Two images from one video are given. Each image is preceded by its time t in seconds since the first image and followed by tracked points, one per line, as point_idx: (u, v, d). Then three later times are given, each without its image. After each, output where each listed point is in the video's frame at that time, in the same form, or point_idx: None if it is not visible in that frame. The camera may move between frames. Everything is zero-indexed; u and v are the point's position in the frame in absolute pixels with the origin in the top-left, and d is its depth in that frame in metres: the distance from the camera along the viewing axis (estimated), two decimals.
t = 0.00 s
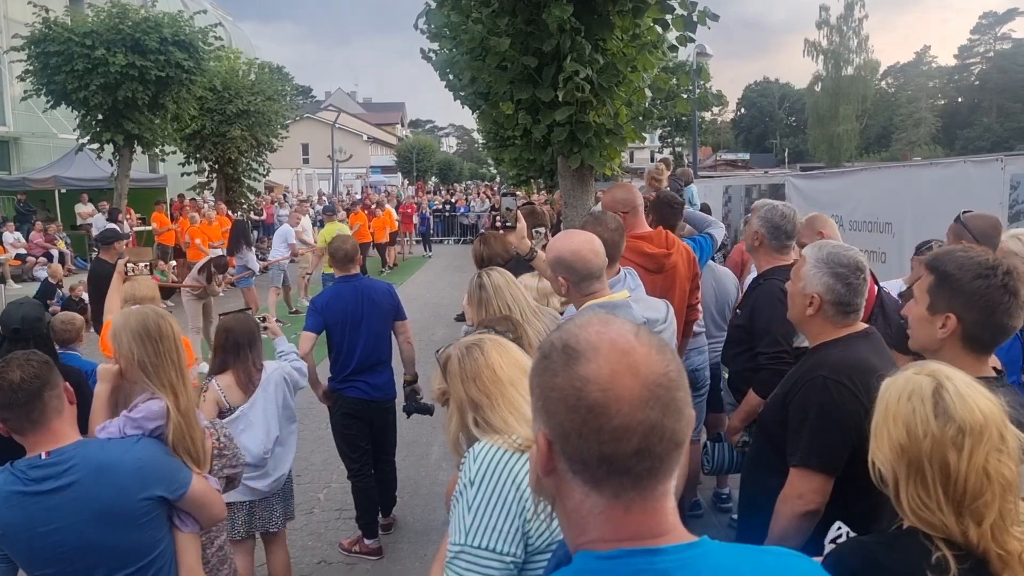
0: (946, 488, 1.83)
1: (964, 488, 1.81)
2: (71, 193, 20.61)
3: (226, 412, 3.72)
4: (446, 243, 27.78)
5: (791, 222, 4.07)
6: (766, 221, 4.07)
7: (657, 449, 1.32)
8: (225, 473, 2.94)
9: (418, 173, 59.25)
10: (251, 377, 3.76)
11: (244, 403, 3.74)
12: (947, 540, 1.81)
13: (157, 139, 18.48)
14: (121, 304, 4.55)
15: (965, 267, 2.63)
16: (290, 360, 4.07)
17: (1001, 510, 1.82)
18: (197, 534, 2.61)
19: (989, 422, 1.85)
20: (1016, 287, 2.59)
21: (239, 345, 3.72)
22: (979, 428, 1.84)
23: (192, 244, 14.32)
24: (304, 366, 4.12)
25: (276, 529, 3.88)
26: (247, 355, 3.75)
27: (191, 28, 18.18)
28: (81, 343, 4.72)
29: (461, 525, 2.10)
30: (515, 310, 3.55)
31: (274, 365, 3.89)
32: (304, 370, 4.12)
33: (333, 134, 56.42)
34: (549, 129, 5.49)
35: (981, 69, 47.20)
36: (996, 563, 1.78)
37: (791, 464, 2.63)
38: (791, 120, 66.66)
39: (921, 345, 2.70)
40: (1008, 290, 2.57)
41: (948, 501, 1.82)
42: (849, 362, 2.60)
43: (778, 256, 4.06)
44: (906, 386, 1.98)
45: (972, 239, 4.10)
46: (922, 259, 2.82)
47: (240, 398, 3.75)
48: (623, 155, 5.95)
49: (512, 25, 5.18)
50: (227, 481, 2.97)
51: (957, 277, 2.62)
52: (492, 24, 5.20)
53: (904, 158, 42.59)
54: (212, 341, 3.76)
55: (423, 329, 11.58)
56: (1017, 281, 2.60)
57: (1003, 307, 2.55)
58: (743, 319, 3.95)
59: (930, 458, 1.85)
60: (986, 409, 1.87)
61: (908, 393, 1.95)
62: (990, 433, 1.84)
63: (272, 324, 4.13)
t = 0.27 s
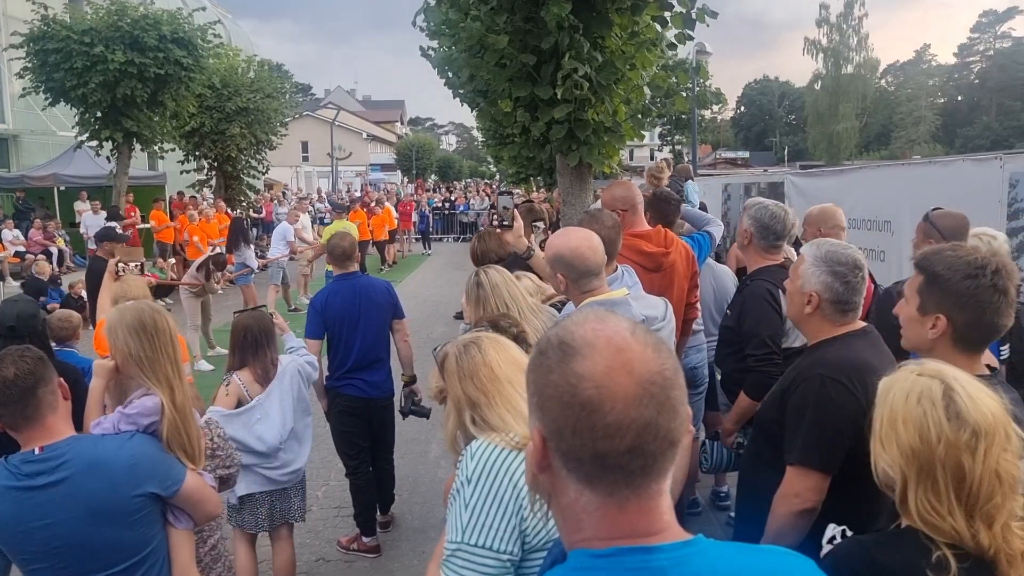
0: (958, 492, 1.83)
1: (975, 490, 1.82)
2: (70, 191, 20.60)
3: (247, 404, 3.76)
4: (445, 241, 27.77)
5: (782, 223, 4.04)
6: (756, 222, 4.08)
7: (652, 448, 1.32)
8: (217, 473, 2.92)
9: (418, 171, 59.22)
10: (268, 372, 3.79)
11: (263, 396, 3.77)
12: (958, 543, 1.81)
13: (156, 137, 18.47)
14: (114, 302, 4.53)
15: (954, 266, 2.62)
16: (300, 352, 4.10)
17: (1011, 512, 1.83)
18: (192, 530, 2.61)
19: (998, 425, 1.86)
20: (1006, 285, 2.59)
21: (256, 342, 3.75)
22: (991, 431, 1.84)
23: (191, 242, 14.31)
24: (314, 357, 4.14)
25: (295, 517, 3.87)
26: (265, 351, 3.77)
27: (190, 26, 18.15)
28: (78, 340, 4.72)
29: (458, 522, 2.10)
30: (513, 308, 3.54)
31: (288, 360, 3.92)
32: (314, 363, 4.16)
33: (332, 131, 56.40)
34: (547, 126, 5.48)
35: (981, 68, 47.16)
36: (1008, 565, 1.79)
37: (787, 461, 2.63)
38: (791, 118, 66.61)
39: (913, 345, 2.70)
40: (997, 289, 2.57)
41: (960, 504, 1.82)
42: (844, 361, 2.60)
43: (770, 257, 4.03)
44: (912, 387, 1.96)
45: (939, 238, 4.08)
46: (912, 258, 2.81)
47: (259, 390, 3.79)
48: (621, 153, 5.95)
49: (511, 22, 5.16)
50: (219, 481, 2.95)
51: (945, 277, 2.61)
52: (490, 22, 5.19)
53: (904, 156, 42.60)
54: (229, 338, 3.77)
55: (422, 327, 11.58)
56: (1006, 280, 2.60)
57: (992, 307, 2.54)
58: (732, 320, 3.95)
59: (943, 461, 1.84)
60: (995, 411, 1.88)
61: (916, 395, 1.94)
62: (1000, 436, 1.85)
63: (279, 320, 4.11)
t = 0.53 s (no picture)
0: (963, 495, 1.83)
1: (981, 493, 1.82)
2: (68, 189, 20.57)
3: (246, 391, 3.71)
4: (444, 239, 27.75)
5: (784, 219, 4.03)
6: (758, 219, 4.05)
7: (650, 448, 1.31)
8: (217, 470, 2.91)
9: (417, 169, 59.19)
10: (274, 366, 3.79)
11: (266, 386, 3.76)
12: (964, 546, 1.81)
13: (155, 135, 18.44)
14: (106, 302, 4.50)
15: (941, 267, 2.62)
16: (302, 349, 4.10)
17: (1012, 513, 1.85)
18: (186, 527, 2.60)
19: (1001, 427, 1.86)
20: (994, 284, 2.58)
21: (265, 338, 3.77)
22: (995, 434, 1.84)
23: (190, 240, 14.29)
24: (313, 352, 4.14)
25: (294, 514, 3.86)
26: (273, 347, 3.79)
27: (189, 23, 18.11)
28: (76, 339, 4.70)
29: (456, 521, 2.10)
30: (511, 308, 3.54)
31: (292, 357, 3.92)
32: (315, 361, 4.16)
33: (332, 129, 56.37)
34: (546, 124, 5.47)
35: (981, 66, 47.13)
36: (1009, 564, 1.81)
37: (785, 461, 2.62)
38: (791, 116, 66.56)
39: (905, 345, 2.69)
40: (985, 288, 2.56)
41: (965, 507, 1.82)
42: (841, 359, 2.60)
43: (771, 254, 4.03)
44: (916, 389, 1.94)
45: (907, 237, 4.11)
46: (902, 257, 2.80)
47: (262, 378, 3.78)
48: (621, 151, 5.94)
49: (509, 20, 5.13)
50: (219, 479, 2.94)
51: (933, 277, 2.61)
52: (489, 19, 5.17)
53: (903, 154, 42.58)
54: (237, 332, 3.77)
55: (421, 325, 11.56)
56: (994, 278, 2.60)
57: (981, 306, 2.54)
58: (731, 316, 3.94)
59: (951, 465, 1.83)
60: (997, 413, 1.88)
61: (919, 398, 1.92)
62: (1002, 438, 1.85)
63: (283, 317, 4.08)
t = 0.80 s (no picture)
0: (956, 494, 1.83)
1: (974, 492, 1.83)
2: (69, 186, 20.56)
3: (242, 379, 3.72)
4: (445, 237, 27.75)
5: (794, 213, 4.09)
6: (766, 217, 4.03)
7: (649, 446, 1.31)
8: (226, 464, 2.91)
9: (418, 168, 59.19)
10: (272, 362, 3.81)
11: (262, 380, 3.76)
12: (957, 545, 1.82)
13: (155, 133, 18.43)
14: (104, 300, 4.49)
15: (935, 265, 2.61)
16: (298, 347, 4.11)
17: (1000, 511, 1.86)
18: (183, 522, 2.60)
19: (991, 427, 1.87)
20: (987, 282, 2.57)
21: (266, 336, 3.78)
22: (985, 433, 1.85)
23: (190, 238, 14.28)
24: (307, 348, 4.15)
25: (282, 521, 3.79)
26: (272, 344, 3.81)
27: (189, 21, 18.10)
28: (78, 336, 4.71)
29: (455, 518, 2.10)
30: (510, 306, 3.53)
31: (291, 353, 3.92)
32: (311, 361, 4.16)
33: (332, 127, 56.35)
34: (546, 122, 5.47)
35: (982, 64, 47.09)
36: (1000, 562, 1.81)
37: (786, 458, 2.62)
38: (792, 114, 66.52)
39: (900, 344, 2.69)
40: (979, 286, 2.55)
41: (958, 507, 1.83)
42: (840, 358, 2.60)
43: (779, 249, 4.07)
44: (907, 390, 1.94)
45: (893, 236, 4.09)
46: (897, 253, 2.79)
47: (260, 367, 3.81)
48: (621, 149, 5.93)
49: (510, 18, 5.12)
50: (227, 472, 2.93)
51: (927, 277, 2.61)
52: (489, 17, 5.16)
53: (904, 153, 42.55)
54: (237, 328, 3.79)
55: (421, 323, 11.57)
56: (988, 276, 2.59)
57: (974, 304, 2.53)
58: (738, 309, 3.95)
59: (944, 464, 1.84)
60: (987, 413, 1.89)
61: (913, 398, 1.92)
62: (991, 438, 1.87)
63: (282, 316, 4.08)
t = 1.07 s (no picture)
0: (936, 488, 1.84)
1: (955, 485, 1.84)
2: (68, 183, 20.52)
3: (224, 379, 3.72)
4: (445, 234, 27.72)
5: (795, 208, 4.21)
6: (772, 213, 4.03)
7: (622, 446, 1.28)
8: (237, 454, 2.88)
9: (418, 165, 59.14)
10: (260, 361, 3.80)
11: (249, 374, 3.75)
12: (938, 537, 1.81)
13: (153, 130, 18.39)
14: (103, 297, 4.48)
15: (927, 264, 2.59)
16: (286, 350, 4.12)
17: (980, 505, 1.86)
18: (180, 519, 2.58)
19: (972, 421, 1.88)
20: (979, 281, 2.57)
21: (257, 334, 3.79)
22: (967, 426, 1.86)
23: (188, 236, 14.25)
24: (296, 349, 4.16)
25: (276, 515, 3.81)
26: (260, 343, 3.80)
27: (188, 18, 18.06)
28: (77, 333, 4.68)
29: (454, 516, 2.08)
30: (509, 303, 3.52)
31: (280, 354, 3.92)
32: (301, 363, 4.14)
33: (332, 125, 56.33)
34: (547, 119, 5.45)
35: (984, 62, 47.07)
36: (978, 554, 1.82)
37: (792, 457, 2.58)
38: (792, 111, 66.52)
39: (892, 343, 2.67)
40: (970, 285, 2.54)
41: (938, 500, 1.83)
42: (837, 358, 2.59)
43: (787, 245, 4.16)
44: (891, 383, 1.94)
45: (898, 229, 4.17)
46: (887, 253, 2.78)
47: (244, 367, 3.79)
48: (621, 146, 5.92)
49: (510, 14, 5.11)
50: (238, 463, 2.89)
51: (919, 275, 2.59)
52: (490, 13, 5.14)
53: (905, 150, 42.55)
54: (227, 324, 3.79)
55: (421, 321, 11.56)
56: (979, 274, 2.58)
57: (966, 302, 2.52)
58: (748, 304, 3.92)
59: (927, 457, 1.84)
60: (969, 407, 1.90)
61: (897, 392, 1.92)
62: (972, 432, 1.87)
63: (272, 315, 4.09)
